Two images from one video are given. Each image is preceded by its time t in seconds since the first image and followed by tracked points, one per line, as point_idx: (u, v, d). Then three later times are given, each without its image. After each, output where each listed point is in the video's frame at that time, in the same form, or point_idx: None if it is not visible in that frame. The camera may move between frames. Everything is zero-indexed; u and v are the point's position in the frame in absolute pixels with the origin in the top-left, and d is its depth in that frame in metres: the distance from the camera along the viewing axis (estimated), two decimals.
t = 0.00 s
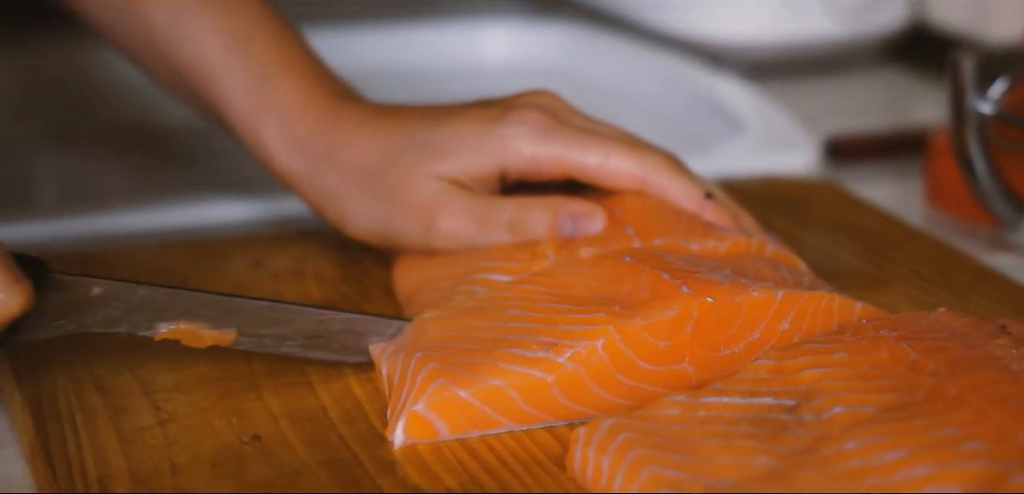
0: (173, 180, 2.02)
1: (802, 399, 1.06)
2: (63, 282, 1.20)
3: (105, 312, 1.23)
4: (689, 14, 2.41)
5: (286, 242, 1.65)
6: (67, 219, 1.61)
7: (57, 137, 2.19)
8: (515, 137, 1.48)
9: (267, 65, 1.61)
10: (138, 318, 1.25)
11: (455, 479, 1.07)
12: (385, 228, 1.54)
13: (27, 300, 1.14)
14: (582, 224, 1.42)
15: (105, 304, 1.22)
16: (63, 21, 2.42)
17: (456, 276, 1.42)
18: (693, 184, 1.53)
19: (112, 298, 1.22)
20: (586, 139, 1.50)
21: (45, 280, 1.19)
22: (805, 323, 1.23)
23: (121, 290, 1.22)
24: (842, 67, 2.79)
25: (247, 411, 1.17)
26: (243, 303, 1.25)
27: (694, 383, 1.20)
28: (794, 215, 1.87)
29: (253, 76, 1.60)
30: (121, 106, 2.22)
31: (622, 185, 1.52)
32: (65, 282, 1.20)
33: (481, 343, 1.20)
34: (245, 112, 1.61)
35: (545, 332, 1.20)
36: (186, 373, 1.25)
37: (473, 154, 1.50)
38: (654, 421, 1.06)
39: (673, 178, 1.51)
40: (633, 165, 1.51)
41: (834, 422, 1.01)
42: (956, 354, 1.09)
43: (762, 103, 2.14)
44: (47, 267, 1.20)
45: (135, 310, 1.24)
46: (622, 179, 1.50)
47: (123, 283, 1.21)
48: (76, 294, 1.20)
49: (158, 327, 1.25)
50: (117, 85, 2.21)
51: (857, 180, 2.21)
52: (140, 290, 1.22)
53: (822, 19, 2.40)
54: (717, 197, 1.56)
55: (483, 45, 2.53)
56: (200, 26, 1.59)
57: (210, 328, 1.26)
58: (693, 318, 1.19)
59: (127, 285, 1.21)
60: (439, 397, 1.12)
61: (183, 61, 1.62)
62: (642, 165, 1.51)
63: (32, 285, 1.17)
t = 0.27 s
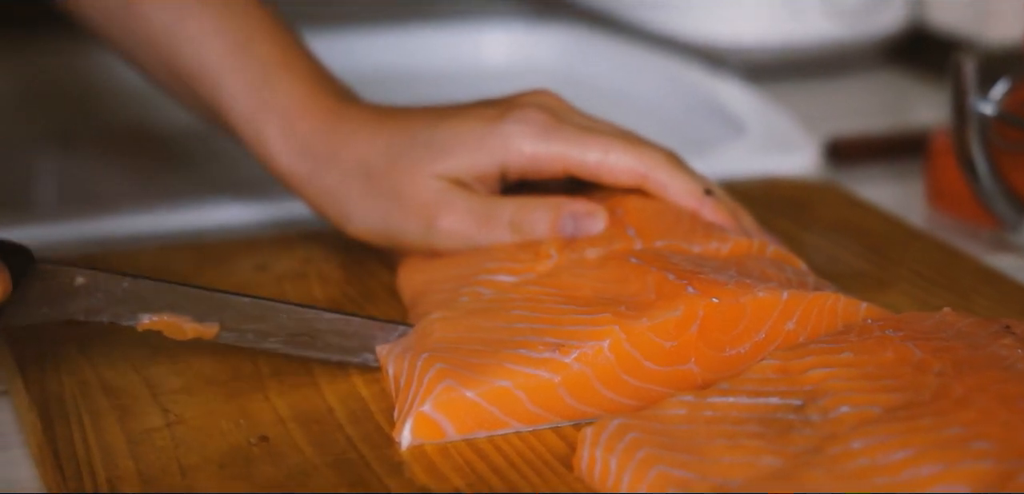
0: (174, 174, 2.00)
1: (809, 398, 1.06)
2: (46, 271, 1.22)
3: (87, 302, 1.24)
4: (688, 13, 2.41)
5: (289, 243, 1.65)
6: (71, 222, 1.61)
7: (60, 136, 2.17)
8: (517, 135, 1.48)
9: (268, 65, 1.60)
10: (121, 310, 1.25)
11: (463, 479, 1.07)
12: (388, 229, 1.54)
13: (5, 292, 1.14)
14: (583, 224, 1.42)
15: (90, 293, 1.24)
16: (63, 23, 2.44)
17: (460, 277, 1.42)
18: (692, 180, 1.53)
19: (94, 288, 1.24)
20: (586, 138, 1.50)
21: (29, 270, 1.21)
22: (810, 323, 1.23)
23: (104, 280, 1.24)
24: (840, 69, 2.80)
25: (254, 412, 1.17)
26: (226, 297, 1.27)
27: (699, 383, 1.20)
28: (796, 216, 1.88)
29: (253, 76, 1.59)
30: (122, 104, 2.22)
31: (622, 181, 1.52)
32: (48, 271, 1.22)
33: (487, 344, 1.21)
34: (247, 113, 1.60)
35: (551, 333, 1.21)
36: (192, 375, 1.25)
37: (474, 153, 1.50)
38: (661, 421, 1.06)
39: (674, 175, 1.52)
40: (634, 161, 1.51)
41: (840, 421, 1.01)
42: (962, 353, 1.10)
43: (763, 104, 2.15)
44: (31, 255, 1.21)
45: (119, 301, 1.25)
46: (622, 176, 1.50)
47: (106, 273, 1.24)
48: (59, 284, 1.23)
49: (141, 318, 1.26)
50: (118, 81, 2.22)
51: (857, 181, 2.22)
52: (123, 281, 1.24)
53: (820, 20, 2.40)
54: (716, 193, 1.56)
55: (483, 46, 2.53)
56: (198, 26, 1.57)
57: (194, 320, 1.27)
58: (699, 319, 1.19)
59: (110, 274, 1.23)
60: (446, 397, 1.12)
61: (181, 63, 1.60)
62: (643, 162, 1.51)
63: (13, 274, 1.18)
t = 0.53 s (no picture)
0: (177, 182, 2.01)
1: (813, 399, 1.07)
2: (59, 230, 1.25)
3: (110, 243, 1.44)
4: (688, 14, 2.41)
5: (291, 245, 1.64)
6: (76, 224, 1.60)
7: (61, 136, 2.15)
8: (513, 133, 1.49)
9: (271, 67, 1.61)
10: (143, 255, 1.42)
11: (469, 481, 1.08)
12: (389, 228, 1.56)
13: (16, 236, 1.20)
14: (586, 225, 1.41)
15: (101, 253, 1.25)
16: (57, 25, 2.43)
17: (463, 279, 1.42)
18: (692, 179, 1.53)
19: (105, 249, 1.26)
20: (585, 136, 1.50)
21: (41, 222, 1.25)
22: (814, 325, 1.23)
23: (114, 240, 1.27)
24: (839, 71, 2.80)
25: (260, 413, 1.18)
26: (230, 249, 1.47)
27: (703, 385, 1.20)
28: (798, 218, 1.88)
29: (257, 77, 1.60)
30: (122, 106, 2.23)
31: (624, 179, 1.51)
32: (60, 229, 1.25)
33: (492, 346, 1.21)
34: (250, 113, 1.61)
35: (556, 334, 1.21)
36: (198, 377, 1.25)
37: (474, 153, 1.50)
38: (666, 422, 1.06)
39: (675, 172, 1.51)
40: (635, 160, 1.51)
41: (846, 422, 1.02)
42: (966, 355, 1.10)
43: (762, 106, 2.15)
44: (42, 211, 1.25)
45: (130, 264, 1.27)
46: (623, 175, 1.50)
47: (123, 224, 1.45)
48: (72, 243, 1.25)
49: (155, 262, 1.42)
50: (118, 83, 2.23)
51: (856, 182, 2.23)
52: (136, 230, 1.45)
53: (819, 22, 2.41)
54: (717, 193, 1.56)
55: (483, 48, 2.52)
56: (202, 28, 1.58)
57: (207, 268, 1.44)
58: (703, 320, 1.20)
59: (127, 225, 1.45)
60: (451, 399, 1.12)
61: (184, 64, 1.61)
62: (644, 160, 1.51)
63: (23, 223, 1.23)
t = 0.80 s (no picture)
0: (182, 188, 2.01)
1: (817, 400, 1.07)
2: (130, 131, 1.32)
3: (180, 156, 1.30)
4: (688, 13, 2.41)
5: (293, 246, 1.64)
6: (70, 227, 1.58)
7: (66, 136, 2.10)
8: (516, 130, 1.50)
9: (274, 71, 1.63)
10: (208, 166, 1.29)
11: (474, 481, 1.08)
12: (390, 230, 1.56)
13: (87, 152, 1.25)
14: (590, 225, 1.40)
15: (177, 145, 1.31)
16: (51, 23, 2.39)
17: (464, 280, 1.40)
18: (692, 178, 1.53)
19: (181, 142, 1.32)
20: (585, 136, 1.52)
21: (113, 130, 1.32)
22: (817, 326, 1.24)
23: (186, 135, 1.33)
24: (836, 73, 2.81)
25: (264, 414, 1.18)
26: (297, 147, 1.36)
27: (707, 386, 1.21)
28: (799, 219, 1.88)
29: (263, 80, 1.62)
30: (122, 103, 2.12)
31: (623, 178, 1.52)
32: (133, 131, 1.32)
33: (496, 347, 1.21)
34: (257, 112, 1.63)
35: (560, 335, 1.21)
36: (202, 378, 1.25)
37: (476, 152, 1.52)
38: (670, 422, 1.07)
39: (674, 170, 1.52)
40: (635, 159, 1.51)
41: (849, 423, 1.02)
42: (969, 356, 1.11)
43: (762, 107, 2.16)
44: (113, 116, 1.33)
45: (209, 150, 1.32)
46: (624, 173, 1.51)
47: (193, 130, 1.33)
48: (148, 139, 1.32)
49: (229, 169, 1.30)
50: (119, 84, 2.13)
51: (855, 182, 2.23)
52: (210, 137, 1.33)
53: (818, 24, 2.41)
54: (717, 190, 1.57)
55: (482, 50, 2.52)
56: (210, 31, 1.59)
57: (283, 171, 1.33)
58: (706, 321, 1.20)
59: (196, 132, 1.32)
60: (456, 400, 1.13)
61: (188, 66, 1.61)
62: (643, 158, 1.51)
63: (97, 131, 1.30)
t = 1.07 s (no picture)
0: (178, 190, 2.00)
1: (819, 400, 1.08)
2: (270, 97, 1.27)
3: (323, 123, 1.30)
4: (688, 13, 2.41)
5: (294, 248, 1.64)
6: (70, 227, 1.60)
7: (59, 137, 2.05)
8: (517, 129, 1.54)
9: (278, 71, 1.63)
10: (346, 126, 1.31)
11: (477, 482, 1.08)
12: (390, 232, 1.54)
13: (238, 120, 1.14)
14: (591, 225, 1.42)
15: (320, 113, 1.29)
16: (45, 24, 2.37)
17: (466, 281, 1.40)
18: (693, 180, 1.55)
19: (326, 110, 1.29)
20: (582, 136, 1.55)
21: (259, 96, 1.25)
22: (818, 326, 1.24)
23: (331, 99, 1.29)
24: (833, 75, 2.81)
25: (267, 415, 1.18)
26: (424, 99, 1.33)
27: (708, 386, 1.21)
28: (799, 220, 1.88)
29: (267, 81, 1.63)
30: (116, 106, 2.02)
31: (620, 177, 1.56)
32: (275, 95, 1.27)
33: (499, 347, 1.22)
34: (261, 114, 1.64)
35: (562, 336, 1.22)
36: (204, 379, 1.25)
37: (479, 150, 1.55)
38: (673, 422, 1.07)
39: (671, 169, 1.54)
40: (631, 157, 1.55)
41: (852, 422, 1.03)
42: (970, 356, 1.11)
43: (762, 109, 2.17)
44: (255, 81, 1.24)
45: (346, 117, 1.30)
46: (623, 172, 1.56)
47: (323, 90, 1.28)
48: (290, 108, 1.28)
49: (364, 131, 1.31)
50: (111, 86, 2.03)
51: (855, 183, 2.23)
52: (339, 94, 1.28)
53: (816, 27, 2.42)
54: (717, 191, 1.57)
55: (482, 50, 2.50)
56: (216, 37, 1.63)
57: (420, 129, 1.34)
58: (708, 322, 1.20)
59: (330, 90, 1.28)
60: (459, 400, 1.13)
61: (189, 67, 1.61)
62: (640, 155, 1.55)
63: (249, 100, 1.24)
